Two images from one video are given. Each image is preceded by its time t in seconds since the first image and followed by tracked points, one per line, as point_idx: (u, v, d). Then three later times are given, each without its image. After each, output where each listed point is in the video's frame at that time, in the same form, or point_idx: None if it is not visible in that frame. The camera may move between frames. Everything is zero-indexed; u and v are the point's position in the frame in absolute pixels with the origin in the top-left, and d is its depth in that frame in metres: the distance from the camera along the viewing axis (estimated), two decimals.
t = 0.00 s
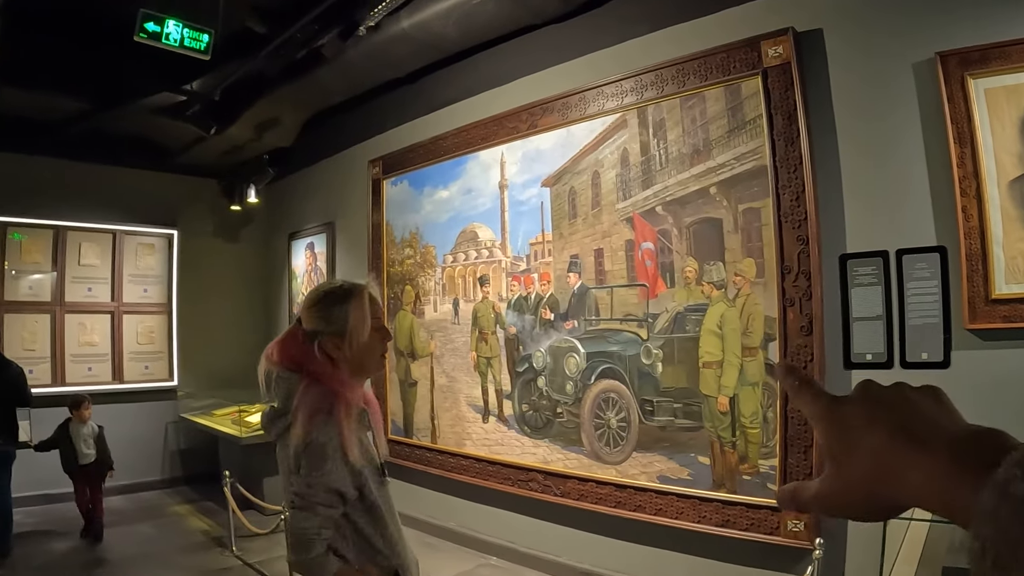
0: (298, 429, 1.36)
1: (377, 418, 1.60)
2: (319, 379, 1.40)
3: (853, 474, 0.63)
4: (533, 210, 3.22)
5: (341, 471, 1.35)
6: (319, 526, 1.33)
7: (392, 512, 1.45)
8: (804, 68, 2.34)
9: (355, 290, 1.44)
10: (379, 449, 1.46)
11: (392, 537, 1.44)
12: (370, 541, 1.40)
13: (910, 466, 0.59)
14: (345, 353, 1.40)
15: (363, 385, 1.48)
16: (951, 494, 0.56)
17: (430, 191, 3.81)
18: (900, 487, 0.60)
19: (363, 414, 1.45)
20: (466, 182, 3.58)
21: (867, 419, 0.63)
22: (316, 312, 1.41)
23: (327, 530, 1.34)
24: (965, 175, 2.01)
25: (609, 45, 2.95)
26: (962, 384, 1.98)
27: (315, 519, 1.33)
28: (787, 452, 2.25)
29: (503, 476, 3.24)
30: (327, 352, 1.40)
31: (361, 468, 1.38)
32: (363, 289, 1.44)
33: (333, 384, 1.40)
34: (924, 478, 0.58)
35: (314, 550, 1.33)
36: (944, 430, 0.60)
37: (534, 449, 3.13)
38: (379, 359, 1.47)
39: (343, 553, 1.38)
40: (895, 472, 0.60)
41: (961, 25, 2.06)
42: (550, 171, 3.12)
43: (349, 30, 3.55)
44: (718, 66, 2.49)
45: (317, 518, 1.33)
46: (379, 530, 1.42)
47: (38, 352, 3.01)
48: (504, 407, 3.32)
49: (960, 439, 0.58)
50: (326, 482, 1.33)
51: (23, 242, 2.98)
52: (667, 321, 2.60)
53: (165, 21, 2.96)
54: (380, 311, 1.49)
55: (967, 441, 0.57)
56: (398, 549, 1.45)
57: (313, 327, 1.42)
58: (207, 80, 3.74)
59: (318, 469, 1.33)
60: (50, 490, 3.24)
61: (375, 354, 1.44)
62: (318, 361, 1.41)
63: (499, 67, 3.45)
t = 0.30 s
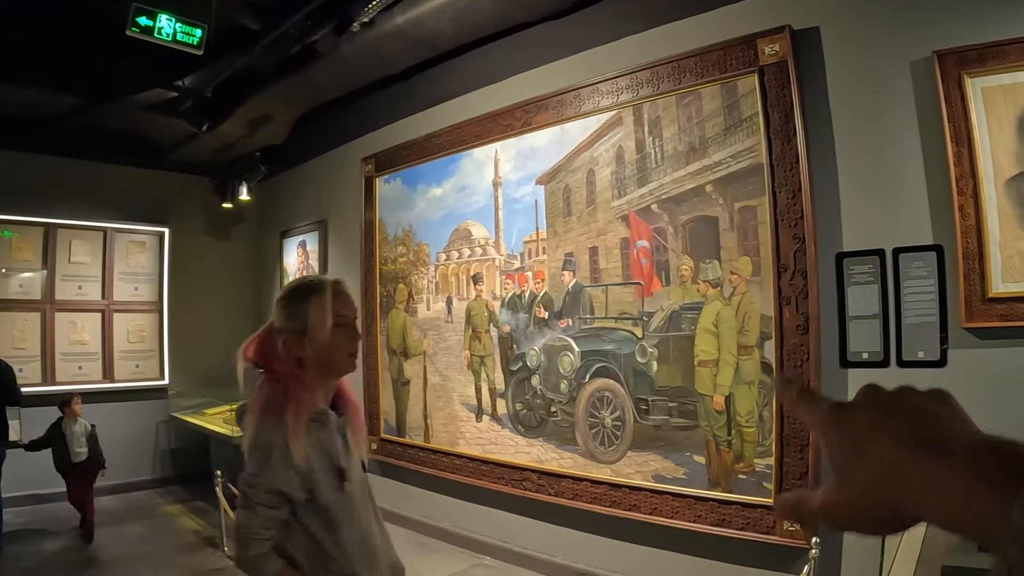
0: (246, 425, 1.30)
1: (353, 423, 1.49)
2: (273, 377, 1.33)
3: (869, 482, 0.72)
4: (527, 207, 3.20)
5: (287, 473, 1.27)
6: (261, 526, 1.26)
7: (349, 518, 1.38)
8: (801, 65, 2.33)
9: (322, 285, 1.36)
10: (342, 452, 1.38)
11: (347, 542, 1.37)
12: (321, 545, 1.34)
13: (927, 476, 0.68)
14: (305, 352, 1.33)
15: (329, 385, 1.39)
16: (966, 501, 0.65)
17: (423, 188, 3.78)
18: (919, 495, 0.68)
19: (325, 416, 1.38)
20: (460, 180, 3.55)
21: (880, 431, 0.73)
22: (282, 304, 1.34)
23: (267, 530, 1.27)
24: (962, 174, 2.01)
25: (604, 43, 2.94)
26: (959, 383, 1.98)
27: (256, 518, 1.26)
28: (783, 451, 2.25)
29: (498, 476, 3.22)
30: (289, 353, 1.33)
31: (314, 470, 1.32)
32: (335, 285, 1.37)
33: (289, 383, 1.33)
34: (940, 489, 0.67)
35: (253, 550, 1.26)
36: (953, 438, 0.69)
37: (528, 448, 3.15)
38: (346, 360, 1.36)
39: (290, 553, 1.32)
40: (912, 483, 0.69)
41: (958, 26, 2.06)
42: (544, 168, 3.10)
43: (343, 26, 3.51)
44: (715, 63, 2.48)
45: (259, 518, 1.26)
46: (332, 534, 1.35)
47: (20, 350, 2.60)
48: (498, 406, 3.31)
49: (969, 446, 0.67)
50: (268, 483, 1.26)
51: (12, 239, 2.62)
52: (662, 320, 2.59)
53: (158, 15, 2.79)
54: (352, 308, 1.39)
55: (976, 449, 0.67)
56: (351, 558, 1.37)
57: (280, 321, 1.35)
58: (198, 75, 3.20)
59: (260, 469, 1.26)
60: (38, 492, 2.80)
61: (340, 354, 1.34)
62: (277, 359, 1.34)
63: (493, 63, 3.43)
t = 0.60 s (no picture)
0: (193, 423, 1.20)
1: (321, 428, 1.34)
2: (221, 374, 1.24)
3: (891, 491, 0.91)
4: (521, 204, 3.17)
5: (224, 465, 1.14)
6: (194, 519, 1.11)
7: (295, 524, 1.21)
8: (797, 63, 2.32)
9: (275, 278, 1.27)
10: (292, 451, 1.24)
11: (293, 546, 1.20)
12: (260, 548, 1.17)
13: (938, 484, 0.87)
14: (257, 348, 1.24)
15: (285, 386, 1.28)
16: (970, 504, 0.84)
17: (417, 185, 3.74)
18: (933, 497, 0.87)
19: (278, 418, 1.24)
20: (454, 177, 3.52)
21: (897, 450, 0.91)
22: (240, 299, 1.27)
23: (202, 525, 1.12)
24: (959, 172, 2.00)
25: (599, 39, 2.91)
26: (956, 382, 2.00)
27: (190, 511, 1.12)
28: (779, 451, 2.23)
29: (491, 475, 3.19)
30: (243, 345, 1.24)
31: (256, 467, 1.18)
32: (297, 278, 1.29)
33: (237, 381, 1.22)
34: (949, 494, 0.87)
35: (185, 542, 1.11)
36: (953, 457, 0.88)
37: (521, 447, 3.08)
38: (298, 360, 1.26)
39: (228, 551, 1.16)
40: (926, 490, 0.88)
41: (956, 26, 2.05)
42: (538, 165, 3.08)
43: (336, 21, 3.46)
44: (711, 60, 2.46)
45: (192, 510, 1.12)
46: (274, 538, 1.18)
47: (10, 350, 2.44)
48: (491, 404, 3.26)
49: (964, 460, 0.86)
50: (205, 475, 1.12)
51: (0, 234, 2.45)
52: (658, 318, 2.57)
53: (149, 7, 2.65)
54: (309, 305, 1.28)
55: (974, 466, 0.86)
56: (295, 570, 1.19)
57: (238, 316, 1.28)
58: (191, 71, 3.16)
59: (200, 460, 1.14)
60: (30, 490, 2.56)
61: (290, 353, 1.24)
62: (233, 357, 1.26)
63: (487, 60, 3.39)
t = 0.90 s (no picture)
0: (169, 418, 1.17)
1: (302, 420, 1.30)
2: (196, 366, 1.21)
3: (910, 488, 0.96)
4: (520, 196, 3.15)
5: (197, 456, 1.10)
6: (168, 511, 1.08)
7: (271, 517, 1.16)
8: (800, 54, 2.29)
9: (247, 267, 1.24)
10: (269, 445, 1.20)
11: (269, 543, 1.15)
12: (235, 543, 1.13)
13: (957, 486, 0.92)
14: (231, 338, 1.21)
15: (261, 378, 1.25)
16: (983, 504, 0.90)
17: (415, 178, 3.71)
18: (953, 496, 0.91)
19: (254, 410, 1.20)
20: (452, 169, 3.49)
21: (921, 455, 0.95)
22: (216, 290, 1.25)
23: (175, 518, 1.08)
24: (963, 163, 1.98)
25: (598, 30, 2.87)
26: (960, 375, 1.99)
27: (164, 503, 1.08)
28: (781, 444, 2.22)
29: (490, 469, 3.17)
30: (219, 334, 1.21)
31: (231, 458, 1.14)
32: (271, 267, 1.27)
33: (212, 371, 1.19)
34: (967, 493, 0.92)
35: (158, 535, 1.07)
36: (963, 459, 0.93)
37: (521, 441, 3.07)
38: (273, 349, 1.22)
39: (204, 547, 1.13)
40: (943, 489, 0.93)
41: (961, 17, 2.03)
42: (538, 157, 3.05)
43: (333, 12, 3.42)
44: (713, 50, 2.43)
45: (165, 502, 1.08)
46: (250, 532, 1.14)
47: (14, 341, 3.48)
48: (491, 398, 3.24)
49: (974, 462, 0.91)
50: (178, 465, 1.09)
51: None
52: (659, 310, 2.56)
53: None
54: (283, 293, 1.26)
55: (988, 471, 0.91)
56: (271, 566, 1.14)
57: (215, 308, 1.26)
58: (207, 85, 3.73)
59: (173, 451, 1.10)
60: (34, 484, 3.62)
61: (263, 342, 1.21)
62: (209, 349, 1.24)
63: (485, 51, 3.35)
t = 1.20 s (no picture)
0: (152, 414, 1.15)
1: (286, 415, 1.29)
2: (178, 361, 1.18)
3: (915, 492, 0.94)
4: (515, 192, 3.12)
5: (184, 452, 1.08)
6: (154, 510, 1.05)
7: (260, 513, 1.14)
8: (797, 49, 2.28)
9: (232, 261, 1.22)
10: (255, 440, 1.18)
11: (259, 540, 1.13)
12: (224, 541, 1.11)
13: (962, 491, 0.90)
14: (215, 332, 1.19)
15: (246, 374, 1.23)
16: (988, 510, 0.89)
17: (409, 173, 3.68)
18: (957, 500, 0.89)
19: (239, 405, 1.18)
20: (447, 165, 3.47)
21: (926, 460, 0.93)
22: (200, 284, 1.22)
23: (162, 516, 1.06)
24: (961, 159, 1.97)
25: (594, 25, 2.84)
26: (958, 371, 1.98)
27: (150, 501, 1.05)
28: (779, 441, 2.21)
29: (485, 467, 3.16)
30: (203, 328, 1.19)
31: (217, 454, 1.12)
32: (257, 261, 1.24)
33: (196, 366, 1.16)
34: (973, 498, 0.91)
35: (145, 535, 1.04)
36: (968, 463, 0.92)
37: (517, 438, 3.05)
38: (258, 344, 1.20)
39: (192, 546, 1.10)
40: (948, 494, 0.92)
41: (961, 11, 2.01)
42: (533, 152, 3.03)
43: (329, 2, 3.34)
44: (710, 45, 2.41)
45: (151, 501, 1.05)
46: (238, 531, 1.11)
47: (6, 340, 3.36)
48: (486, 395, 3.22)
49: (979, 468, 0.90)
50: (164, 462, 1.06)
51: None
52: (655, 307, 2.54)
53: None
54: (269, 287, 1.23)
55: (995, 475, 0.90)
56: (261, 563, 1.12)
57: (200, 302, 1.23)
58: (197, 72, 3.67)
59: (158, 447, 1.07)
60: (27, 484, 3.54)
61: (248, 336, 1.19)
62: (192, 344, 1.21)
63: (480, 45, 3.32)
